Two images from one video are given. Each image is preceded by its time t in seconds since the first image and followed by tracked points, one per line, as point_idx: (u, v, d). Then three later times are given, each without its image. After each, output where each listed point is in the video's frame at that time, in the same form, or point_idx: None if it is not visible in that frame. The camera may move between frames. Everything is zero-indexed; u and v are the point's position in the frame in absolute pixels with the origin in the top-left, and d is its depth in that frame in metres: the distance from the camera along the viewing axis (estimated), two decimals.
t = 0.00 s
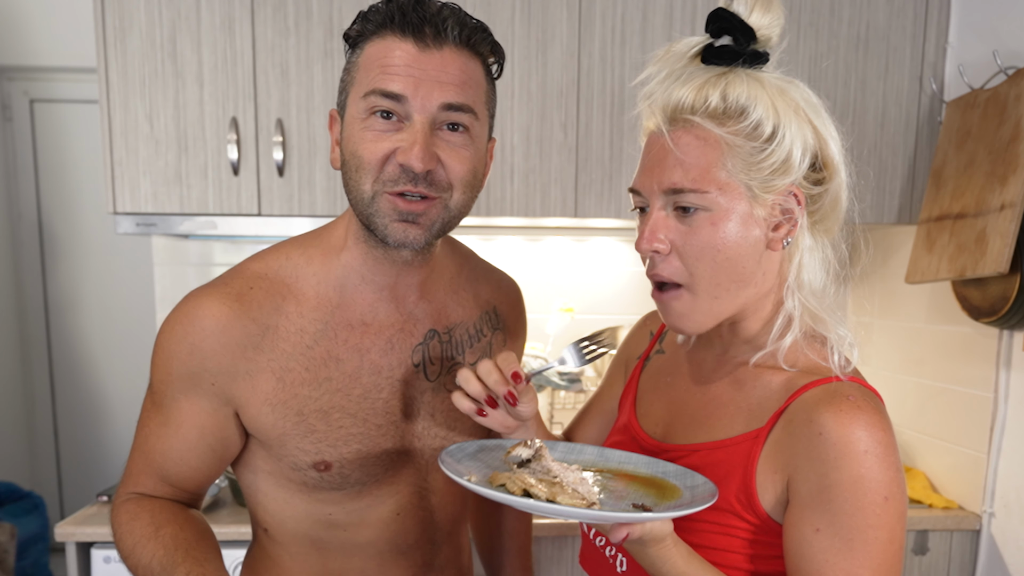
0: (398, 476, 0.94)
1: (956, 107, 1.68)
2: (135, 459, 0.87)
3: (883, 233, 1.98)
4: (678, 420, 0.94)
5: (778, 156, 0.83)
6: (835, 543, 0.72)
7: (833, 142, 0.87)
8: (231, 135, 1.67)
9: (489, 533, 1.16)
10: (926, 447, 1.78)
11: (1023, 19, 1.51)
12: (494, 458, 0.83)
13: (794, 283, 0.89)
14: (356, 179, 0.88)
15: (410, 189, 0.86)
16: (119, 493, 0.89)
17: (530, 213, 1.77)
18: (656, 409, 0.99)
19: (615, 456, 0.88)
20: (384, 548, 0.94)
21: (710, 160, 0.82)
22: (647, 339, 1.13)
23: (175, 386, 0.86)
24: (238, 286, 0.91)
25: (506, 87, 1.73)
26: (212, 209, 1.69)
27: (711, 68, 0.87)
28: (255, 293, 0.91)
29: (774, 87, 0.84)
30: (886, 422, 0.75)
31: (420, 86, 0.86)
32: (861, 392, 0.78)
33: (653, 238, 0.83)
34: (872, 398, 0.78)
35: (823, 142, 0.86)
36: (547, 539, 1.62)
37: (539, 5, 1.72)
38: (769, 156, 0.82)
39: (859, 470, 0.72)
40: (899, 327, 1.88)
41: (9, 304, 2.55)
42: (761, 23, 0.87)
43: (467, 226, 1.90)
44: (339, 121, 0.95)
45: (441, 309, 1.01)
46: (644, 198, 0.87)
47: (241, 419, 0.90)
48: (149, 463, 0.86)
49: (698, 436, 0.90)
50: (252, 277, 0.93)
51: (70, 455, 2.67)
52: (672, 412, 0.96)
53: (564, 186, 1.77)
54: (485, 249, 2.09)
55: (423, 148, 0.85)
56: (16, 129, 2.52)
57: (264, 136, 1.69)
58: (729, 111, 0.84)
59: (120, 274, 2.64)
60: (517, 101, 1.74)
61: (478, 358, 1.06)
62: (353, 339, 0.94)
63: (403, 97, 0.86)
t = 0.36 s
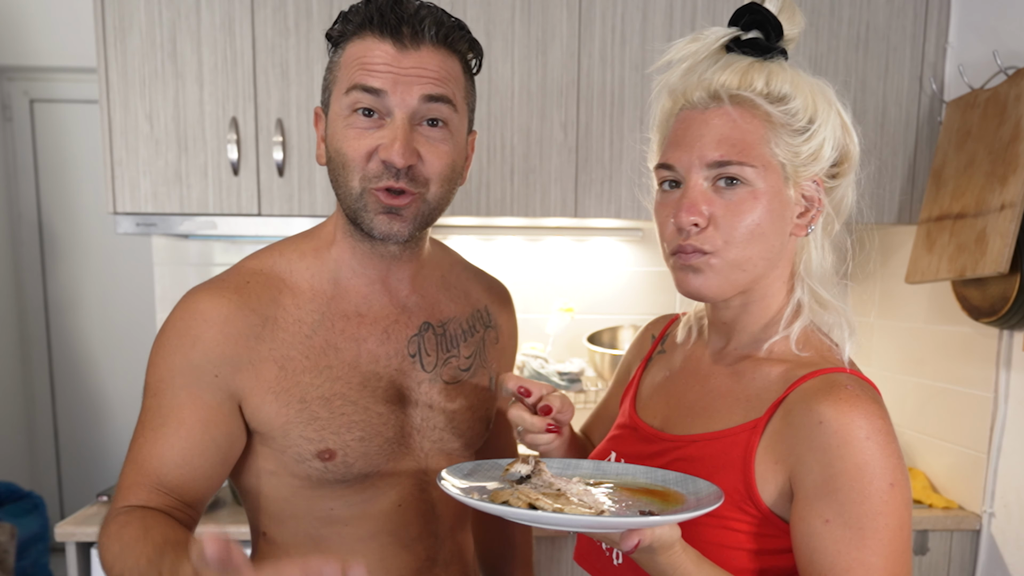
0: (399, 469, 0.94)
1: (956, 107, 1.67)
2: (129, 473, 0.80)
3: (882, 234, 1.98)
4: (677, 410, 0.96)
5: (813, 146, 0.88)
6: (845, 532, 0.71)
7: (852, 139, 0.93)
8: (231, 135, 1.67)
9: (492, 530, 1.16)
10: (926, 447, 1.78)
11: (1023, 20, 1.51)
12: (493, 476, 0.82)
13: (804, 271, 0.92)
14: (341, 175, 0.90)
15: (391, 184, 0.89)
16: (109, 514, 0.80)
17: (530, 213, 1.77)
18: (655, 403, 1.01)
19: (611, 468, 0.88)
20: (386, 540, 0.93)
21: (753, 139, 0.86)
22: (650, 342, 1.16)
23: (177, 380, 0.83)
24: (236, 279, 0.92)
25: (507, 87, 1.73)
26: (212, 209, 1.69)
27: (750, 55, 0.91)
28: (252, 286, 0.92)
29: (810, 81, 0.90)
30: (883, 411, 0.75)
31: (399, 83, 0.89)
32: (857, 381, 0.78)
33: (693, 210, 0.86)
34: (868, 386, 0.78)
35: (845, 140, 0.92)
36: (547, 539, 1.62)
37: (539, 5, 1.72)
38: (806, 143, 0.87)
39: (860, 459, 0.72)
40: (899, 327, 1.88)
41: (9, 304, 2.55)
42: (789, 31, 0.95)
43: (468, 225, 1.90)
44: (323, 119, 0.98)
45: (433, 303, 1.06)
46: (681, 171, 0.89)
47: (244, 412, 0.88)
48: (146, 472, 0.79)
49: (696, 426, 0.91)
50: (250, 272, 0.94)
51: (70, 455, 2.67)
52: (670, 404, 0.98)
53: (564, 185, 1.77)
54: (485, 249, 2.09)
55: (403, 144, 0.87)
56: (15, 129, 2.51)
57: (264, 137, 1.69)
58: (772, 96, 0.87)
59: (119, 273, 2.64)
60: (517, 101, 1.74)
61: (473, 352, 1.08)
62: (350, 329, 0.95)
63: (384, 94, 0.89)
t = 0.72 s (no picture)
0: (410, 477, 0.94)
1: (956, 107, 1.67)
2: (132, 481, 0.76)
3: (881, 234, 1.98)
4: (676, 404, 0.97)
5: (818, 144, 0.87)
6: (851, 526, 0.71)
7: (857, 141, 0.93)
8: (231, 135, 1.67)
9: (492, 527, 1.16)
10: (926, 447, 1.78)
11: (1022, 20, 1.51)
12: (500, 466, 0.82)
13: (808, 270, 0.93)
14: (342, 178, 0.90)
15: (399, 194, 0.89)
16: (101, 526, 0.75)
17: (530, 213, 1.78)
18: (655, 398, 1.01)
19: (612, 460, 0.87)
20: (395, 550, 0.92)
21: (760, 138, 0.86)
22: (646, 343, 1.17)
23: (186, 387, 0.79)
24: (241, 282, 0.89)
25: (507, 87, 1.74)
26: (212, 209, 1.69)
27: (758, 54, 0.91)
28: (258, 288, 0.90)
29: (817, 81, 0.90)
30: (888, 408, 0.75)
31: (412, 94, 0.87)
32: (862, 379, 0.79)
33: (701, 208, 0.86)
34: (872, 384, 0.79)
35: (850, 141, 0.92)
36: (546, 539, 1.62)
37: (539, 5, 1.72)
38: (813, 143, 0.87)
39: (865, 455, 0.72)
40: (899, 327, 1.88)
41: (9, 304, 2.55)
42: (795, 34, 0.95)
43: (468, 225, 1.90)
44: (330, 119, 0.97)
45: (437, 307, 1.07)
46: (688, 169, 0.89)
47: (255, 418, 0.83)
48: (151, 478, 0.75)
49: (701, 419, 0.91)
50: (253, 274, 0.92)
51: (70, 455, 2.67)
52: (672, 398, 0.98)
53: (564, 186, 1.77)
54: (485, 249, 2.10)
55: (412, 159, 0.87)
56: (16, 129, 2.52)
57: (264, 137, 1.69)
58: (779, 96, 0.87)
59: (120, 273, 2.64)
60: (518, 101, 1.74)
61: (473, 356, 1.09)
62: (357, 335, 0.96)
63: (394, 105, 0.88)
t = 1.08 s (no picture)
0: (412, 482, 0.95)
1: (956, 107, 1.67)
2: (123, 484, 0.79)
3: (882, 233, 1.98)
4: (672, 403, 0.96)
5: (823, 145, 0.88)
6: (851, 524, 0.71)
7: (858, 138, 0.94)
8: (231, 135, 1.67)
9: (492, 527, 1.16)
10: (926, 447, 1.78)
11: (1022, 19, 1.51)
12: (498, 470, 0.81)
13: (804, 268, 0.94)
14: (349, 180, 0.90)
15: (406, 188, 0.88)
16: (104, 524, 0.80)
17: (530, 213, 1.78)
18: (649, 395, 1.01)
19: (605, 463, 0.88)
20: (399, 556, 0.95)
21: (767, 138, 0.86)
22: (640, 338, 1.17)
23: (174, 397, 0.80)
24: (236, 285, 0.89)
25: (507, 87, 1.74)
26: (212, 209, 1.69)
27: (762, 52, 0.90)
28: (256, 291, 0.90)
29: (820, 79, 0.90)
30: (884, 406, 0.75)
31: (411, 82, 0.87)
32: (858, 375, 0.79)
33: (707, 205, 0.86)
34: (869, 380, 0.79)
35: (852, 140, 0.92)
36: (546, 539, 1.63)
37: (539, 5, 1.72)
38: (817, 142, 0.88)
39: (860, 452, 0.72)
40: (899, 327, 1.88)
41: (9, 304, 2.55)
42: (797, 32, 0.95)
43: (468, 225, 1.90)
44: (325, 114, 0.96)
45: (440, 308, 1.06)
46: (694, 165, 0.89)
47: (247, 427, 0.86)
48: (141, 485, 0.78)
49: (697, 419, 0.91)
50: (250, 276, 0.92)
51: (70, 455, 2.67)
52: (667, 398, 0.98)
53: (564, 186, 1.78)
54: (485, 249, 2.10)
55: (417, 147, 0.87)
56: (16, 129, 2.52)
57: (264, 136, 1.69)
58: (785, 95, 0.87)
59: (120, 274, 2.64)
60: (519, 102, 1.74)
61: (478, 355, 1.09)
62: (360, 336, 0.95)
63: (394, 95, 0.87)
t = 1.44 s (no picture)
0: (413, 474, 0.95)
1: (956, 107, 1.67)
2: (105, 474, 0.78)
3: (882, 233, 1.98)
4: (664, 395, 0.96)
5: (796, 131, 0.88)
6: (856, 499, 0.72)
7: (834, 127, 0.94)
8: (231, 135, 1.67)
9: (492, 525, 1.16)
10: (926, 447, 1.78)
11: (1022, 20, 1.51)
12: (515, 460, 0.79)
13: (788, 254, 0.94)
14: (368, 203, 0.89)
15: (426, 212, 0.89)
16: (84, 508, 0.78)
17: (530, 213, 1.78)
18: (642, 388, 1.01)
19: (616, 448, 0.87)
20: (403, 549, 0.93)
21: (739, 125, 0.87)
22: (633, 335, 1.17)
23: (162, 390, 0.80)
24: (228, 285, 0.90)
25: (507, 87, 1.74)
26: (212, 209, 1.69)
27: (732, 45, 0.91)
28: (246, 288, 0.91)
29: (791, 69, 0.90)
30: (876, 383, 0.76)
31: (432, 113, 0.86)
32: (848, 353, 0.79)
33: (682, 194, 0.86)
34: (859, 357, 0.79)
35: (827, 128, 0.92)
36: (547, 539, 1.62)
37: (539, 5, 1.72)
38: (790, 128, 0.87)
39: (857, 428, 0.72)
40: (899, 328, 1.88)
41: (9, 304, 2.55)
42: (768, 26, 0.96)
43: (468, 225, 1.90)
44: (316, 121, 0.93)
45: (429, 302, 1.07)
46: (670, 157, 0.89)
47: (238, 422, 0.86)
48: (125, 474, 0.77)
49: (689, 407, 0.91)
50: (240, 276, 0.92)
51: (70, 455, 2.67)
52: (660, 389, 0.98)
53: (564, 186, 1.77)
54: (484, 249, 2.09)
55: (441, 175, 0.87)
56: (16, 129, 2.52)
57: (264, 137, 1.69)
58: (755, 84, 0.88)
59: (120, 274, 2.64)
60: (518, 102, 1.74)
61: (472, 350, 1.09)
62: (351, 330, 0.95)
63: (416, 125, 0.86)
